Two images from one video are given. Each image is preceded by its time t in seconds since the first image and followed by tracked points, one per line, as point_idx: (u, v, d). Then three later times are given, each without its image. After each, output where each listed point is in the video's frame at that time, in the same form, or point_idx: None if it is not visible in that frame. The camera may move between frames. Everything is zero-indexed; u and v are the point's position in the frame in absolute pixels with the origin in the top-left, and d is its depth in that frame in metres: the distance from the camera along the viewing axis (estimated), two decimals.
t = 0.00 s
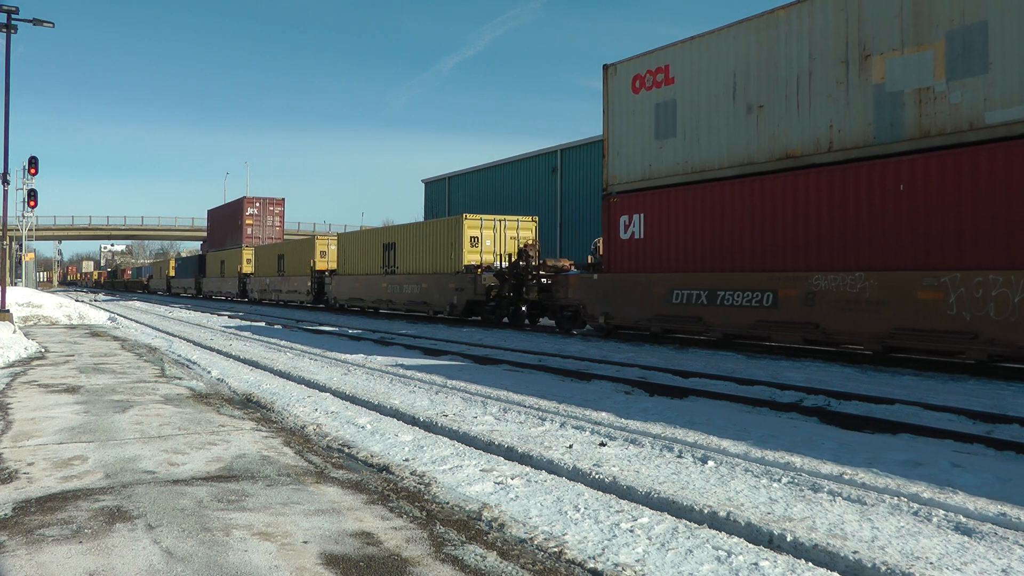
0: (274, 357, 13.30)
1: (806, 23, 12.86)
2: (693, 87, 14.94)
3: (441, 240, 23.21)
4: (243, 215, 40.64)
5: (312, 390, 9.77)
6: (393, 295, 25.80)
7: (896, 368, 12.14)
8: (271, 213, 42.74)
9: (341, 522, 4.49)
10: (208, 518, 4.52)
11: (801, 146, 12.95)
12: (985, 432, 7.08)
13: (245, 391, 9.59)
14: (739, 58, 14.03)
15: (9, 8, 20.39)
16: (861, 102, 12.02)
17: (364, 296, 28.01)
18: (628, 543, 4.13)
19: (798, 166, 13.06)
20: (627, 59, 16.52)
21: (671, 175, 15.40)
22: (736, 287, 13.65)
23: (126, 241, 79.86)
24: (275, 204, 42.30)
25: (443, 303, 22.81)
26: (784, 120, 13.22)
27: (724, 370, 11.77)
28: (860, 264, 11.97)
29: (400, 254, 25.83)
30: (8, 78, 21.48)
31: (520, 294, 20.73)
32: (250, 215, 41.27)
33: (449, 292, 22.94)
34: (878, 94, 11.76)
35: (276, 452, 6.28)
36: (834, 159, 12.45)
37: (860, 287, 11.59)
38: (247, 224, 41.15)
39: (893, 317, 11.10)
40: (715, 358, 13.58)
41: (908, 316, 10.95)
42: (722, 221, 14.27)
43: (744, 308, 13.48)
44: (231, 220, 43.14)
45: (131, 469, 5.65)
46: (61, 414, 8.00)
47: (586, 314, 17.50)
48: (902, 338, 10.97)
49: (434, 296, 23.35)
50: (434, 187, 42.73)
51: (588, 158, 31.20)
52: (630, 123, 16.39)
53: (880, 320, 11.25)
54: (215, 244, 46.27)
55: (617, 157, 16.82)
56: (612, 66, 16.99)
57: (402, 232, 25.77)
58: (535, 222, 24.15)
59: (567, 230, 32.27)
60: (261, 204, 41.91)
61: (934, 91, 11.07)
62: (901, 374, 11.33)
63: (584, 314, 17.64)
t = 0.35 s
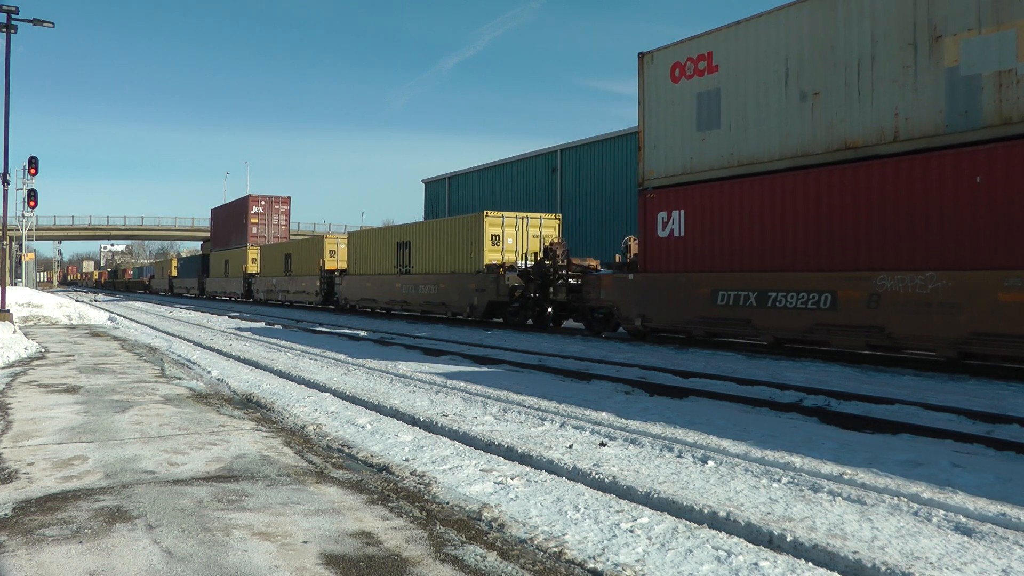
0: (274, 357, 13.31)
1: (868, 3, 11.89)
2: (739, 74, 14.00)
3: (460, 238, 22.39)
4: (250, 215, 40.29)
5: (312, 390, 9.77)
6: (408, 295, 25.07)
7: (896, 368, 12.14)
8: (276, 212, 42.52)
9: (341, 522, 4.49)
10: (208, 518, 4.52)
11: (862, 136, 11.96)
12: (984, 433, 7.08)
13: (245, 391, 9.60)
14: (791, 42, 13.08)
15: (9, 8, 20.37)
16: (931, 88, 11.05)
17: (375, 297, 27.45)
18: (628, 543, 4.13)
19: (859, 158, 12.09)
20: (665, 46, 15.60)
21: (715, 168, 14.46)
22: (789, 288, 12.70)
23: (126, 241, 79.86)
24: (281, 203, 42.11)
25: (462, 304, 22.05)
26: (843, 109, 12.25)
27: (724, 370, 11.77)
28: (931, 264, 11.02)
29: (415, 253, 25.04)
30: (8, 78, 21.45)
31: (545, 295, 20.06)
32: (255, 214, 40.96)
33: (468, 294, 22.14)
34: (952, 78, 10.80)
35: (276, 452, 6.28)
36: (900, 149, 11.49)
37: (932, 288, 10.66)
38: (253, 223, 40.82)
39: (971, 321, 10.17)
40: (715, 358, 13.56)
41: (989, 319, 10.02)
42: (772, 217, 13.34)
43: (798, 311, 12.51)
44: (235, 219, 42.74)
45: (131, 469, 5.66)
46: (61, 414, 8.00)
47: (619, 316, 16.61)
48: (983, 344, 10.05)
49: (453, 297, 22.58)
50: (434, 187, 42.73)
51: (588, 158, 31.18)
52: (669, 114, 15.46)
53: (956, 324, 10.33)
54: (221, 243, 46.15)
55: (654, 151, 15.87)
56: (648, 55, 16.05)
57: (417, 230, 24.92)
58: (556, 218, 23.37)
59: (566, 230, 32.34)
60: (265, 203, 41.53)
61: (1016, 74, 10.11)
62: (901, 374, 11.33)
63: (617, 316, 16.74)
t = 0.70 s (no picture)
0: (274, 357, 13.30)
1: None
2: (792, 59, 12.96)
3: (481, 236, 21.56)
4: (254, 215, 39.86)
5: (312, 390, 9.77)
6: (424, 295, 24.24)
7: (896, 368, 12.14)
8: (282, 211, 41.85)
9: (341, 522, 4.49)
10: (208, 518, 4.52)
11: (935, 125, 10.90)
12: (985, 433, 7.08)
13: (245, 391, 9.59)
14: (851, 23, 12.02)
15: (9, 8, 20.38)
16: (1015, 71, 10.04)
17: (387, 297, 26.76)
18: (628, 543, 4.13)
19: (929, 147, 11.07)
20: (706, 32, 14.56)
21: (765, 161, 13.43)
22: (851, 289, 11.76)
23: (126, 241, 79.83)
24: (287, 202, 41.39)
25: (483, 305, 21.23)
26: (912, 92, 11.20)
27: (724, 370, 11.76)
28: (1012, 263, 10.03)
29: (430, 252, 24.22)
30: (8, 78, 21.46)
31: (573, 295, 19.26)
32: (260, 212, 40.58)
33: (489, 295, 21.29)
34: None
35: (276, 452, 6.28)
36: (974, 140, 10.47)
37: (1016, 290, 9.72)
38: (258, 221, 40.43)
39: None
40: (715, 358, 13.56)
41: None
42: (830, 212, 12.38)
43: (861, 314, 11.59)
44: (241, 217, 42.28)
45: (131, 469, 5.65)
46: (61, 414, 8.00)
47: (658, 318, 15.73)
48: None
49: (472, 297, 21.76)
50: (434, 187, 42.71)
51: (588, 159, 31.18)
52: (712, 105, 14.42)
53: None
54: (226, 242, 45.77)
55: (695, 144, 14.85)
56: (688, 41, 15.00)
57: (433, 227, 24.04)
58: (580, 214, 22.43)
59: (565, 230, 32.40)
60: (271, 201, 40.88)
61: None
62: (900, 374, 11.33)
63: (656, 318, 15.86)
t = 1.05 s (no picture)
0: (274, 357, 13.30)
1: None
2: (853, 42, 12.14)
3: (504, 235, 20.91)
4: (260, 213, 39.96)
5: (312, 390, 9.77)
6: (442, 297, 23.50)
7: (896, 368, 12.14)
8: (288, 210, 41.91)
9: (341, 522, 4.49)
10: (208, 518, 4.52)
11: (1016, 110, 10.14)
12: (984, 433, 7.08)
13: (245, 391, 9.59)
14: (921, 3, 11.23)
15: (9, 8, 20.38)
16: None
17: (402, 297, 26.04)
18: (628, 543, 4.13)
19: (1010, 137, 10.28)
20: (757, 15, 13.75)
21: (822, 152, 12.63)
22: (922, 290, 10.94)
23: (126, 241, 79.81)
24: (292, 200, 41.72)
25: (507, 306, 20.52)
26: (990, 76, 10.43)
27: (725, 370, 11.76)
28: None
29: (449, 251, 23.52)
30: (8, 78, 21.46)
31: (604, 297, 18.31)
32: (266, 210, 40.63)
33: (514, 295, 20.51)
34: None
35: (276, 452, 6.28)
36: None
37: None
38: (263, 219, 40.44)
39: None
40: (715, 358, 13.55)
41: None
42: (896, 208, 11.56)
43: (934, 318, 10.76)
44: (246, 216, 42.26)
45: (131, 469, 5.65)
46: (61, 414, 8.00)
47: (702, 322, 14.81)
48: None
49: (495, 298, 21.05)
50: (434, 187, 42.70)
51: (588, 159, 31.22)
52: (764, 93, 13.64)
53: None
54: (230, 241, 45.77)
55: (744, 134, 14.06)
56: (736, 26, 14.22)
57: (451, 226, 23.35)
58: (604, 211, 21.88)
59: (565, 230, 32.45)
60: (277, 199, 41.10)
61: None
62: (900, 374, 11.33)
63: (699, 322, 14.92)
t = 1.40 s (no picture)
0: (274, 357, 13.31)
1: None
2: (924, 22, 11.09)
3: (530, 233, 19.96)
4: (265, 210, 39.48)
5: (312, 390, 9.77)
6: (462, 299, 22.47)
7: (896, 368, 12.14)
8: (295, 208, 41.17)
9: (341, 522, 4.49)
10: (208, 518, 4.52)
11: None
12: (985, 433, 7.08)
13: (245, 391, 9.59)
14: None
15: (9, 8, 20.37)
16: None
17: (416, 299, 25.04)
18: (628, 543, 4.13)
19: None
20: None
21: (888, 141, 11.54)
22: (1004, 291, 9.91)
23: (126, 241, 79.74)
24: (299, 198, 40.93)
25: (533, 308, 19.55)
26: None
27: (724, 370, 11.76)
28: None
29: (468, 251, 22.52)
30: (8, 78, 21.44)
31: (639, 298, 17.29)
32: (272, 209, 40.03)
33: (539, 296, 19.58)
34: None
35: (276, 452, 6.28)
36: None
37: None
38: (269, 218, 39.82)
39: None
40: (715, 358, 13.54)
41: None
42: (971, 201, 10.49)
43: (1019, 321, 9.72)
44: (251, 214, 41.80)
45: (131, 469, 5.66)
46: (61, 414, 8.00)
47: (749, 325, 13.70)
48: None
49: (519, 300, 20.08)
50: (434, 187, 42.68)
51: (588, 159, 31.22)
52: (818, 79, 12.56)
53: None
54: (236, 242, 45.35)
55: (797, 123, 12.95)
56: (786, 8, 13.12)
57: (472, 225, 22.35)
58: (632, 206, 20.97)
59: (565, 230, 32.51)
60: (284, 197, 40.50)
61: None
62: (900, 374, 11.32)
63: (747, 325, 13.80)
